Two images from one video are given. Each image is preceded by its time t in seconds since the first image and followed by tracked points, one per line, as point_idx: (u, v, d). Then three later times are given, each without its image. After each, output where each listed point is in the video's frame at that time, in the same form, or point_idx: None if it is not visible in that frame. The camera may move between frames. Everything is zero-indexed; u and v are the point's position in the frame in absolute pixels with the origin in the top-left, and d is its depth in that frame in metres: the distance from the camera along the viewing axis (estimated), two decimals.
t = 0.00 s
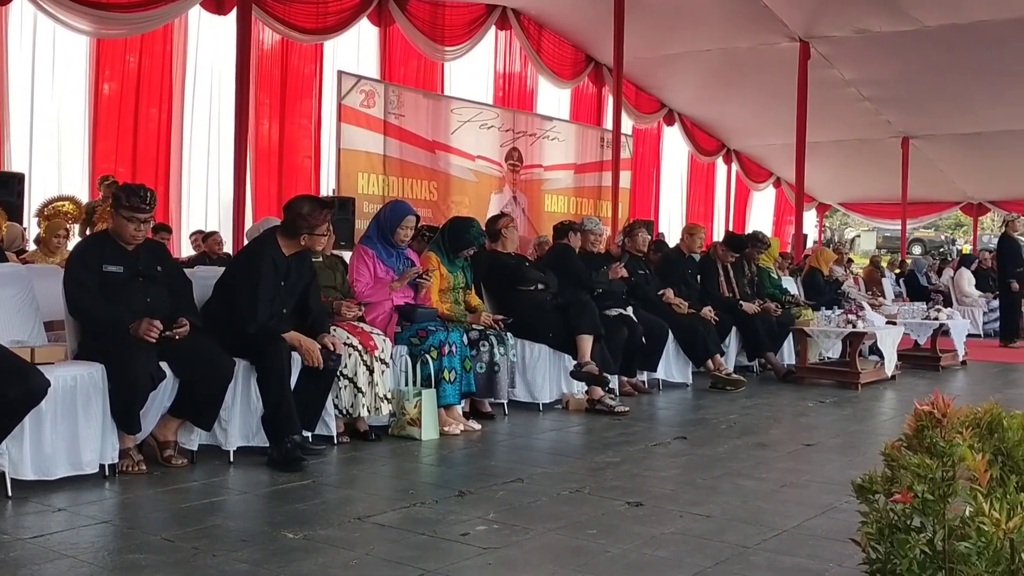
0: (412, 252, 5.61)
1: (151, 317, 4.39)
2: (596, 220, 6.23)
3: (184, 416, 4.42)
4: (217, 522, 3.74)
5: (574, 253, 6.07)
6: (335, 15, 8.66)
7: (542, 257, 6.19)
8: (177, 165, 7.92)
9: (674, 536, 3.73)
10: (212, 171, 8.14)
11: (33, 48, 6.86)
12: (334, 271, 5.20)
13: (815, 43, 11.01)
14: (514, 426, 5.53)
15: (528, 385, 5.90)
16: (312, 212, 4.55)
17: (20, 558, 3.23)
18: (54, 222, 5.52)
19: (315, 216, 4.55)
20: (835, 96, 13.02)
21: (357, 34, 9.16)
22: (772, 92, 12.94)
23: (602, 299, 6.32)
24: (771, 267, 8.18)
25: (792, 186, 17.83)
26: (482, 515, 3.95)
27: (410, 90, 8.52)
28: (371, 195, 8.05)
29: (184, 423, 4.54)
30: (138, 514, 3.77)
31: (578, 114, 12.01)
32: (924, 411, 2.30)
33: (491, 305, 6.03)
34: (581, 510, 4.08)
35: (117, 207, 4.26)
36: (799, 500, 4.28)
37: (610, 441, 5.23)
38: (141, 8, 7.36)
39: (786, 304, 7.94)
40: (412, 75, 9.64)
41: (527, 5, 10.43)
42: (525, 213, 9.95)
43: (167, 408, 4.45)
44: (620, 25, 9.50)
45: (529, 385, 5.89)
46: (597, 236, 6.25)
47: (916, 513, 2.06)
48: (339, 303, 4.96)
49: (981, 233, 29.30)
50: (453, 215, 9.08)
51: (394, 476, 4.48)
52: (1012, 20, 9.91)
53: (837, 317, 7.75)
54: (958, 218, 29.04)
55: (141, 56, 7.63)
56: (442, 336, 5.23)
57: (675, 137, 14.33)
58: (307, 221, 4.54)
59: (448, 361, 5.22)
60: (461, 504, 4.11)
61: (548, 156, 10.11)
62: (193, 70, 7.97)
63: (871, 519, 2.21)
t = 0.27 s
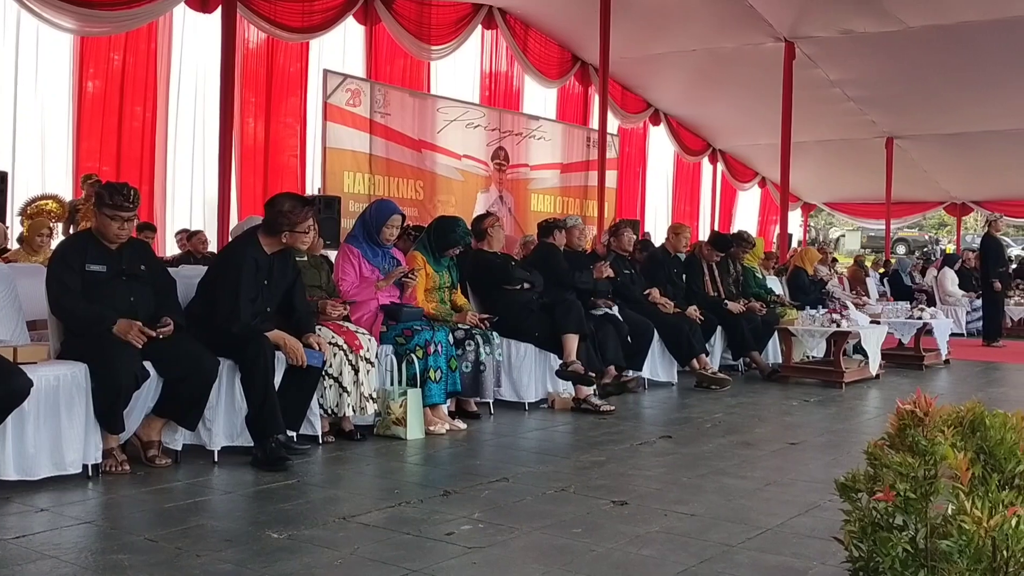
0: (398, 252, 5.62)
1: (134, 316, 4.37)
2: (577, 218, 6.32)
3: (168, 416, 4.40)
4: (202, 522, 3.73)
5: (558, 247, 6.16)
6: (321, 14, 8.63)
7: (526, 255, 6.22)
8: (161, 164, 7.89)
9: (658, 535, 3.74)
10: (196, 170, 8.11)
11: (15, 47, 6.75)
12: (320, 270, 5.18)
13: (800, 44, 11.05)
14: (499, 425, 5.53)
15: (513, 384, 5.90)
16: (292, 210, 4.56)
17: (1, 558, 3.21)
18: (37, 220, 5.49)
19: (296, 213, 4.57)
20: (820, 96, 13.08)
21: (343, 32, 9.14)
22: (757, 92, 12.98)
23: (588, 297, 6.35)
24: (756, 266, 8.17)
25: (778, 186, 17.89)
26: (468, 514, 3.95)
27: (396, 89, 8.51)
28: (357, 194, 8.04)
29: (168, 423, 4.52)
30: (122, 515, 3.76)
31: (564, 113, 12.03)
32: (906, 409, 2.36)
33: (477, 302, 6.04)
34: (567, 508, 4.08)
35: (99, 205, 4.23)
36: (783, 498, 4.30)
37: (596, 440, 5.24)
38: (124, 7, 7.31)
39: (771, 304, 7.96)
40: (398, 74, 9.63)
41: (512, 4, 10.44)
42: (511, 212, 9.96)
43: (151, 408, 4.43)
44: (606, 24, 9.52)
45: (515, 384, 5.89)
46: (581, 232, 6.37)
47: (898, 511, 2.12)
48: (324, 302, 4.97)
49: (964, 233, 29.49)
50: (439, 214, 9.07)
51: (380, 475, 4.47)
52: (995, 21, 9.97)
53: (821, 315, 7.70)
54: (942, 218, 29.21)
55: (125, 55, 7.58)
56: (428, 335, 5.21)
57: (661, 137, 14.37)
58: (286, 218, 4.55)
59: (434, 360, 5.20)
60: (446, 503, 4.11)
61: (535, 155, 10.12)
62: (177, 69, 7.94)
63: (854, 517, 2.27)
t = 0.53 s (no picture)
0: (389, 251, 5.62)
1: (123, 316, 4.36)
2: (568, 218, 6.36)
3: (157, 416, 4.38)
4: (192, 522, 3.72)
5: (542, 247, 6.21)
6: (311, 13, 8.62)
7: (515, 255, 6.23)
8: (151, 163, 7.85)
9: (649, 534, 3.75)
10: (187, 169, 8.08)
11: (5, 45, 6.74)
12: (309, 270, 5.13)
13: (790, 43, 11.08)
14: (490, 424, 5.53)
15: (504, 384, 5.90)
16: (270, 202, 4.55)
17: None
18: (26, 220, 5.47)
19: (274, 205, 4.57)
20: (810, 96, 13.12)
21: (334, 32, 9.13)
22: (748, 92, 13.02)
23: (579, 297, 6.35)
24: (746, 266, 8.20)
25: (768, 186, 17.93)
26: (458, 514, 3.95)
27: (387, 88, 8.50)
28: (348, 193, 8.03)
29: (157, 423, 4.50)
30: (111, 515, 3.74)
31: (555, 113, 12.04)
32: (895, 409, 2.34)
33: (467, 302, 6.04)
34: (557, 508, 4.08)
35: (89, 204, 4.22)
36: (773, 498, 4.31)
37: (586, 440, 5.24)
38: (114, 6, 7.33)
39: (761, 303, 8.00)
40: (389, 73, 9.62)
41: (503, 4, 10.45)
42: (502, 211, 9.95)
43: (141, 408, 4.41)
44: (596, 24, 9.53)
45: (505, 384, 5.90)
46: (571, 232, 6.42)
47: (887, 509, 2.14)
48: (315, 301, 4.96)
49: (954, 233, 29.62)
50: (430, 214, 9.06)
51: (370, 475, 4.47)
52: (985, 22, 10.01)
53: (811, 314, 7.75)
54: (931, 217, 29.32)
55: (115, 53, 7.56)
56: (419, 335, 5.21)
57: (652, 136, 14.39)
58: (264, 210, 4.55)
59: (425, 360, 5.20)
60: (437, 503, 4.11)
61: (526, 155, 10.13)
62: (167, 69, 7.91)
63: (843, 516, 2.27)
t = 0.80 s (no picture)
0: (383, 252, 5.61)
1: (116, 317, 4.35)
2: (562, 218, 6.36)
3: (150, 418, 4.38)
4: (185, 523, 3.72)
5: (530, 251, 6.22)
6: (305, 14, 8.62)
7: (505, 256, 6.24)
8: (145, 165, 7.86)
9: (642, 535, 3.75)
10: (181, 170, 8.09)
11: None
12: (303, 271, 5.18)
13: (784, 44, 11.10)
14: (484, 425, 5.53)
15: (498, 384, 5.90)
16: (245, 194, 4.55)
17: None
18: (18, 220, 5.46)
19: (248, 197, 4.55)
20: (803, 97, 13.15)
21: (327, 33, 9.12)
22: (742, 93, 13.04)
23: (573, 298, 6.35)
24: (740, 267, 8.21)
25: (761, 186, 17.96)
26: (452, 515, 3.95)
27: (381, 89, 8.50)
28: (342, 194, 8.03)
29: (150, 424, 4.50)
30: (104, 517, 3.74)
31: (549, 114, 12.05)
32: (887, 409, 2.35)
33: (461, 303, 6.05)
34: (551, 509, 4.09)
35: (82, 205, 4.21)
36: (766, 498, 4.32)
37: (580, 441, 5.24)
38: (107, 6, 7.32)
39: (755, 304, 8.02)
40: (383, 74, 9.62)
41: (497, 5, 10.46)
42: (496, 212, 9.94)
43: (134, 410, 4.41)
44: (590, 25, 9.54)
45: (499, 384, 5.90)
46: (566, 233, 6.42)
47: (880, 510, 2.14)
48: (308, 301, 4.96)
49: (946, 233, 29.70)
50: (424, 215, 9.04)
51: (364, 476, 4.47)
52: (977, 23, 10.04)
53: (805, 315, 7.75)
54: (924, 218, 29.41)
55: (108, 54, 7.54)
56: (413, 336, 5.21)
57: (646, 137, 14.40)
58: (239, 202, 4.56)
59: (419, 361, 5.20)
60: (430, 504, 4.11)
61: (520, 156, 10.14)
62: (161, 70, 7.91)
63: (836, 517, 2.27)
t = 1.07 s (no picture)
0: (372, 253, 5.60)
1: (105, 319, 4.33)
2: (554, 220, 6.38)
3: (139, 420, 4.37)
4: (173, 526, 3.71)
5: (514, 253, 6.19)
6: (296, 14, 8.61)
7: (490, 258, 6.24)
8: (134, 166, 7.84)
9: (632, 536, 3.75)
10: (171, 171, 8.06)
11: None
12: (293, 272, 5.16)
13: (774, 46, 11.13)
14: (474, 427, 5.53)
15: (488, 385, 5.91)
16: (213, 189, 4.56)
17: None
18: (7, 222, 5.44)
19: (217, 190, 4.56)
20: (793, 99, 13.18)
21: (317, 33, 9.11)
22: (732, 95, 13.07)
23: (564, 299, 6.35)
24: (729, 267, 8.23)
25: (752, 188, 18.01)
26: (442, 517, 3.95)
27: (371, 90, 8.50)
28: (332, 195, 8.03)
29: (139, 426, 4.49)
30: (93, 519, 3.73)
31: (540, 115, 12.07)
32: (875, 410, 2.36)
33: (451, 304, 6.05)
34: (540, 510, 4.09)
35: (69, 207, 4.21)
36: (756, 499, 4.33)
37: (570, 442, 5.24)
38: (96, 7, 7.26)
39: (744, 305, 8.04)
40: (374, 75, 9.61)
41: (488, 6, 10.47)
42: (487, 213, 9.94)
43: (122, 412, 4.39)
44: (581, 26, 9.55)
45: (489, 386, 5.90)
46: (557, 236, 6.45)
47: (868, 511, 2.15)
48: (299, 303, 4.93)
49: (936, 234, 29.84)
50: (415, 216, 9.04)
51: (354, 478, 4.46)
52: (967, 25, 10.08)
53: (794, 315, 7.80)
54: (914, 218, 29.51)
55: (97, 55, 7.52)
56: (402, 337, 5.21)
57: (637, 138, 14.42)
58: (207, 196, 4.56)
59: (409, 362, 5.20)
60: (420, 506, 4.10)
61: (510, 157, 10.15)
62: (151, 71, 7.89)
63: (825, 517, 2.28)
